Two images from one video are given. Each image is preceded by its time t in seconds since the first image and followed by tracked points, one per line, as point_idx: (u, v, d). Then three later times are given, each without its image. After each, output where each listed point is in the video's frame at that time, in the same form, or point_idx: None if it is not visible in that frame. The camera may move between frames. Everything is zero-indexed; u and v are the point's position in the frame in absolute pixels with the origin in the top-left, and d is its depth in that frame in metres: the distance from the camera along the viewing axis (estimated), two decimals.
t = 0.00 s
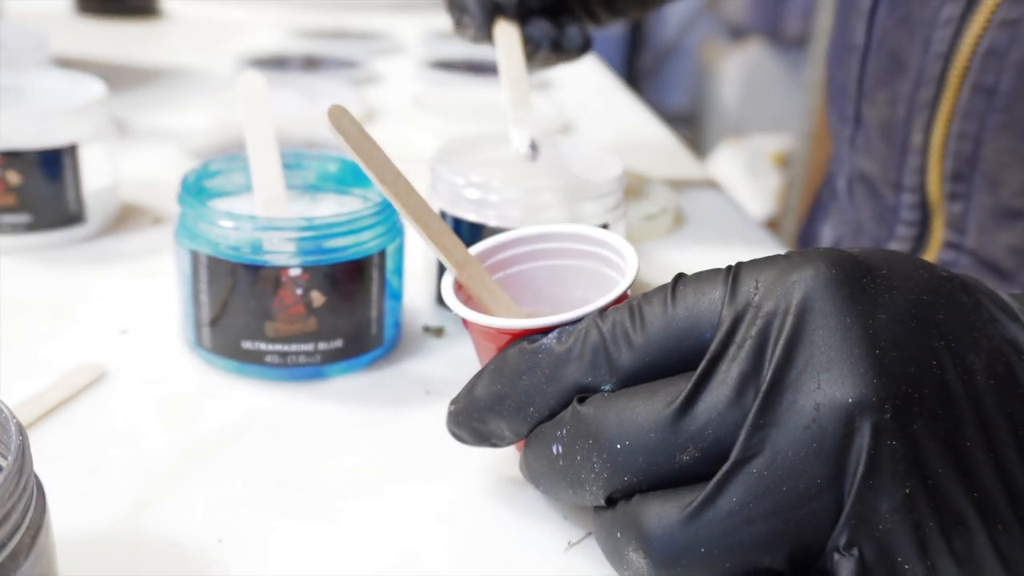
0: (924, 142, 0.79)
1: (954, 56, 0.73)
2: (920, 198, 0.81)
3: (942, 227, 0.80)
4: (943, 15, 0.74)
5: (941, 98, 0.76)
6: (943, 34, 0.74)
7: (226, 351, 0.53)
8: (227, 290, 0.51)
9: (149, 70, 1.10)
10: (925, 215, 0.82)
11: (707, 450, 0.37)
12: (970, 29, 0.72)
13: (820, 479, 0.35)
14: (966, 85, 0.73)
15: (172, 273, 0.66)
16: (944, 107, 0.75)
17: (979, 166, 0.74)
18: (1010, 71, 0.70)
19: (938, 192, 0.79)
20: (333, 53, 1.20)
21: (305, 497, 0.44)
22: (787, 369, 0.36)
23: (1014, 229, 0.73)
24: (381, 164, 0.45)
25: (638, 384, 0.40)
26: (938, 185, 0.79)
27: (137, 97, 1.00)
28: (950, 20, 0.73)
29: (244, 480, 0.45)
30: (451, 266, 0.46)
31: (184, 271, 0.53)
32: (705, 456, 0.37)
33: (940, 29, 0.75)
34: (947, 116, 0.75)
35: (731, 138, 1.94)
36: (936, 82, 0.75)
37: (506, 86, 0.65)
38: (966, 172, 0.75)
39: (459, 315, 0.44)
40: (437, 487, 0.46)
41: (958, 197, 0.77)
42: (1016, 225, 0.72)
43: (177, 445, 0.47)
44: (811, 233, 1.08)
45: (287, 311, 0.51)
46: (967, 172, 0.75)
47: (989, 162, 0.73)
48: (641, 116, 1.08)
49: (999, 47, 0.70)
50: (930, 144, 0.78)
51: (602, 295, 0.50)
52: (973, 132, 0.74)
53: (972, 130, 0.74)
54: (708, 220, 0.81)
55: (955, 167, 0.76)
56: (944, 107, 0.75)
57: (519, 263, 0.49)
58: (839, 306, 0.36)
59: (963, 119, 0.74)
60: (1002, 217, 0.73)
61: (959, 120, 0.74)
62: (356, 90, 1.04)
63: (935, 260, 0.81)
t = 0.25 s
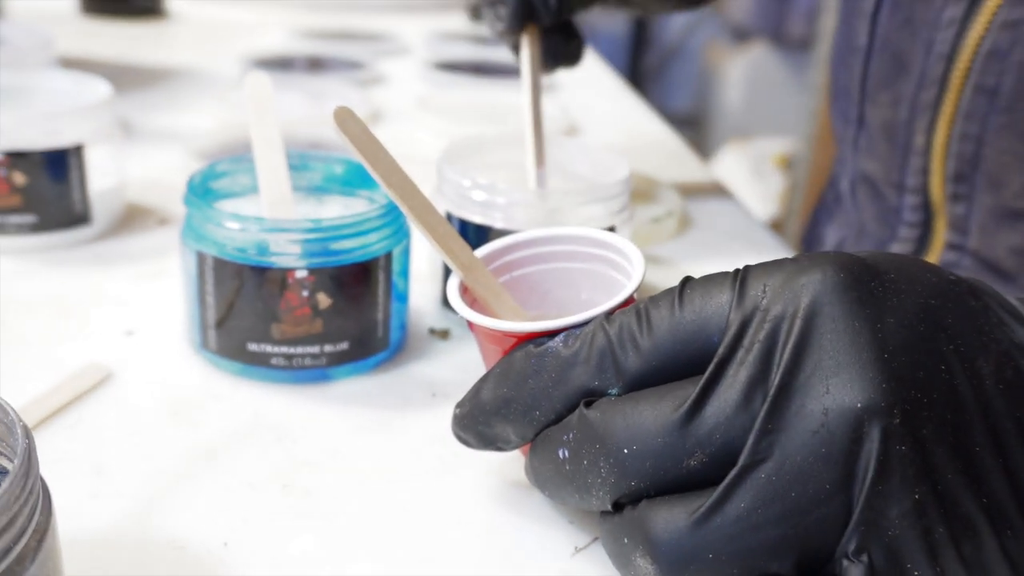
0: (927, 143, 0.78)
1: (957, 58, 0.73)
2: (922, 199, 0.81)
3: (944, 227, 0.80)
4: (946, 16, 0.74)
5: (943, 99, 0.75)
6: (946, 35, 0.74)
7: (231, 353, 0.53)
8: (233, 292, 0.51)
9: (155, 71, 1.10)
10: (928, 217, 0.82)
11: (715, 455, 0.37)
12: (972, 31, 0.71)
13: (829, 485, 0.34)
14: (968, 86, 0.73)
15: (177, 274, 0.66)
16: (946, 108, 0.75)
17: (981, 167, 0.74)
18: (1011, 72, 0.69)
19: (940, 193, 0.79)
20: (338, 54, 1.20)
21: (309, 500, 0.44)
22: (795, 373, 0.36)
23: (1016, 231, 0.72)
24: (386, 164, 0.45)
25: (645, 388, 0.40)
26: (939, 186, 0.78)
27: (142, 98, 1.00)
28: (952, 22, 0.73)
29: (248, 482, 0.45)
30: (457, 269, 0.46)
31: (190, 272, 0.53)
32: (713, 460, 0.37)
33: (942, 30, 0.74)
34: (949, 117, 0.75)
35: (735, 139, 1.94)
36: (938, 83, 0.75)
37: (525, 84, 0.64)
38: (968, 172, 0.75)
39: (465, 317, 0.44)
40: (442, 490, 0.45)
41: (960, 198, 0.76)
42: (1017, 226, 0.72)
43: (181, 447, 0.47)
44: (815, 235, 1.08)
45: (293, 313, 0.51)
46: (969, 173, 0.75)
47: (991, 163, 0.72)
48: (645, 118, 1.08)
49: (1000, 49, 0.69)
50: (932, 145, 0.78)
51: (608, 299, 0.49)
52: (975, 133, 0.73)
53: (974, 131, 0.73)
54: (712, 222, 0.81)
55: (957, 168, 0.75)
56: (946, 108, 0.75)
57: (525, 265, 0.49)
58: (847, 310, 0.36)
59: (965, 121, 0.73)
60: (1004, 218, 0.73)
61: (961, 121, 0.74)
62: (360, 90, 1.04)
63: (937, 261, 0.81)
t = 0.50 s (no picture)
0: (936, 146, 0.78)
1: (966, 60, 0.72)
2: (931, 203, 0.81)
3: (953, 231, 0.79)
4: (955, 18, 0.73)
5: (953, 102, 0.75)
6: (955, 38, 0.74)
7: (238, 357, 0.53)
8: (240, 295, 0.51)
9: (160, 72, 1.10)
10: (937, 220, 0.81)
11: (727, 461, 0.36)
12: (981, 33, 0.71)
13: (843, 493, 0.34)
14: (978, 89, 0.72)
15: (182, 277, 0.66)
16: (955, 111, 0.75)
17: (991, 170, 0.73)
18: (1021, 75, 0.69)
19: (949, 197, 0.78)
20: (343, 56, 1.20)
21: (316, 506, 0.44)
22: (809, 379, 0.35)
23: None
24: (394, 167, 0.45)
25: (656, 394, 0.40)
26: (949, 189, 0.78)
27: (147, 99, 1.00)
28: (962, 24, 0.73)
29: (254, 488, 0.45)
30: (465, 272, 0.45)
31: (196, 275, 0.52)
32: (725, 467, 0.36)
33: (951, 33, 0.74)
34: (959, 119, 0.74)
35: (739, 142, 1.94)
36: (948, 86, 0.75)
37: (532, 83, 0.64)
38: (978, 176, 0.75)
39: (473, 322, 0.44)
40: (450, 496, 0.45)
41: (970, 202, 0.76)
42: None
43: (187, 451, 0.47)
44: (822, 238, 1.07)
45: (300, 317, 0.51)
46: (979, 176, 0.75)
47: (1001, 166, 0.72)
48: (651, 120, 1.07)
49: (1010, 52, 0.69)
50: (941, 148, 0.77)
51: (618, 303, 0.49)
52: (985, 136, 0.73)
53: (984, 134, 0.73)
54: (720, 225, 0.81)
55: (967, 171, 0.75)
56: (956, 111, 0.75)
57: (534, 269, 0.49)
58: (861, 316, 0.36)
59: (975, 123, 0.73)
60: (1012, 221, 0.72)
61: (970, 124, 0.73)
62: (366, 92, 1.04)
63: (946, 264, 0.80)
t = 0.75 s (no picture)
0: (948, 144, 0.77)
1: (979, 57, 0.72)
2: (943, 201, 0.80)
3: (964, 229, 0.78)
4: (968, 15, 0.73)
5: (966, 99, 0.74)
6: (968, 34, 0.73)
7: (242, 354, 0.52)
8: (244, 292, 0.50)
9: (166, 70, 1.10)
10: (949, 219, 0.81)
11: (737, 461, 0.36)
12: (994, 30, 0.70)
13: (856, 493, 0.33)
14: (991, 86, 0.71)
15: (186, 274, 0.65)
16: (968, 108, 0.74)
17: (1004, 168, 0.72)
18: None
19: (961, 195, 0.78)
20: (349, 54, 1.19)
21: (321, 504, 0.43)
22: (820, 378, 0.35)
23: None
24: (400, 162, 0.45)
25: (665, 393, 0.39)
26: (961, 188, 0.77)
27: (153, 97, 1.00)
28: (975, 21, 0.72)
29: (257, 487, 0.44)
30: (472, 270, 0.45)
31: (200, 272, 0.52)
32: (735, 467, 0.36)
33: (964, 29, 0.73)
34: (972, 116, 0.74)
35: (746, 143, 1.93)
36: (961, 83, 0.74)
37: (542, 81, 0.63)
38: (991, 174, 0.74)
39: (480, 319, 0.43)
40: (455, 496, 0.45)
41: (982, 201, 0.75)
42: None
43: (190, 450, 0.46)
44: (831, 239, 1.07)
45: (304, 314, 0.51)
46: (992, 175, 0.74)
47: (1014, 164, 0.71)
48: (658, 119, 1.07)
49: None
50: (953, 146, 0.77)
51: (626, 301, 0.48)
52: (998, 133, 0.72)
53: (998, 131, 0.72)
54: (727, 224, 0.80)
55: (979, 170, 0.74)
56: (968, 108, 0.74)
57: (542, 267, 0.48)
58: (874, 314, 0.35)
59: (988, 121, 0.72)
60: None
61: (984, 121, 0.73)
62: (371, 90, 1.04)
63: (958, 263, 0.79)
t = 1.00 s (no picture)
0: (962, 141, 0.76)
1: (994, 53, 0.71)
2: (956, 199, 0.79)
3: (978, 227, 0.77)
4: (983, 10, 0.72)
5: (980, 95, 0.74)
6: (983, 30, 0.72)
7: (244, 353, 0.52)
8: (247, 290, 0.50)
9: (169, 67, 1.09)
10: (962, 217, 0.80)
11: (748, 463, 0.35)
12: (1010, 25, 0.69)
13: (870, 496, 0.33)
14: (1006, 82, 0.71)
15: (188, 272, 0.65)
16: (982, 105, 0.73)
17: (1019, 165, 0.72)
18: None
19: (975, 193, 0.77)
20: (354, 51, 1.19)
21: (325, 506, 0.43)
22: (833, 378, 0.34)
23: None
24: (405, 159, 0.44)
25: (674, 393, 0.38)
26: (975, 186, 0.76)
27: (156, 94, 0.99)
28: (990, 16, 0.71)
29: (260, 488, 0.44)
30: (478, 267, 0.44)
31: (202, 270, 0.51)
32: (745, 469, 0.35)
33: (979, 25, 0.72)
34: (987, 113, 0.73)
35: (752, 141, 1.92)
36: (975, 79, 0.73)
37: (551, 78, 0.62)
38: (1006, 171, 0.73)
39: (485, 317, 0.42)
40: (460, 497, 0.44)
41: (997, 199, 0.75)
42: None
43: (191, 450, 0.46)
44: (840, 237, 1.06)
45: (308, 312, 0.50)
46: (1006, 172, 0.73)
47: None
48: (665, 116, 1.06)
49: None
50: (967, 143, 0.76)
51: (634, 300, 0.48)
52: (1015, 129, 0.71)
53: (1014, 128, 0.71)
54: (735, 222, 0.79)
55: (994, 167, 0.74)
56: (982, 105, 0.73)
57: (549, 264, 0.48)
58: (888, 314, 0.34)
59: (1003, 117, 0.71)
60: None
61: (999, 117, 0.72)
62: (376, 87, 1.03)
63: (972, 261, 0.78)
